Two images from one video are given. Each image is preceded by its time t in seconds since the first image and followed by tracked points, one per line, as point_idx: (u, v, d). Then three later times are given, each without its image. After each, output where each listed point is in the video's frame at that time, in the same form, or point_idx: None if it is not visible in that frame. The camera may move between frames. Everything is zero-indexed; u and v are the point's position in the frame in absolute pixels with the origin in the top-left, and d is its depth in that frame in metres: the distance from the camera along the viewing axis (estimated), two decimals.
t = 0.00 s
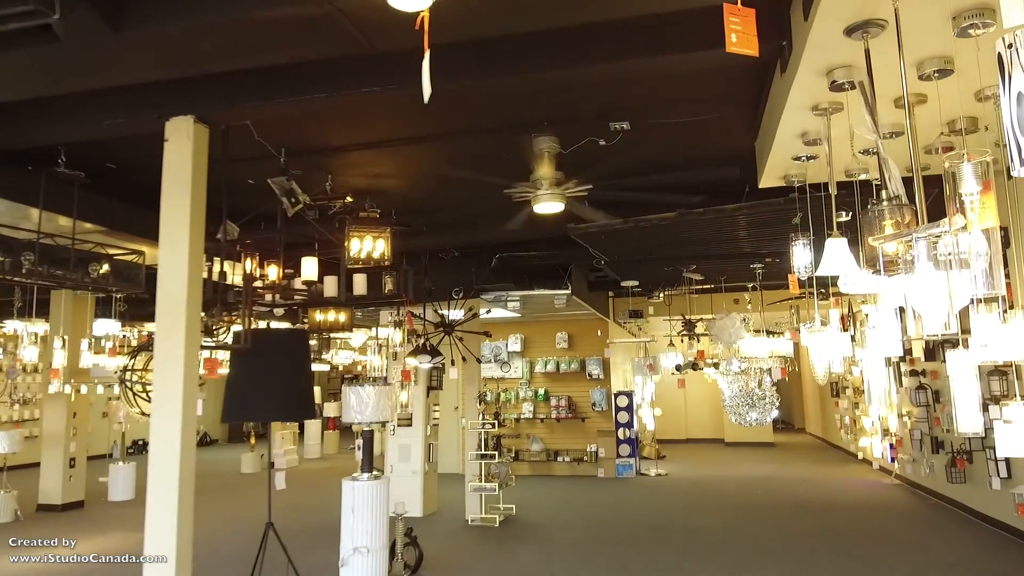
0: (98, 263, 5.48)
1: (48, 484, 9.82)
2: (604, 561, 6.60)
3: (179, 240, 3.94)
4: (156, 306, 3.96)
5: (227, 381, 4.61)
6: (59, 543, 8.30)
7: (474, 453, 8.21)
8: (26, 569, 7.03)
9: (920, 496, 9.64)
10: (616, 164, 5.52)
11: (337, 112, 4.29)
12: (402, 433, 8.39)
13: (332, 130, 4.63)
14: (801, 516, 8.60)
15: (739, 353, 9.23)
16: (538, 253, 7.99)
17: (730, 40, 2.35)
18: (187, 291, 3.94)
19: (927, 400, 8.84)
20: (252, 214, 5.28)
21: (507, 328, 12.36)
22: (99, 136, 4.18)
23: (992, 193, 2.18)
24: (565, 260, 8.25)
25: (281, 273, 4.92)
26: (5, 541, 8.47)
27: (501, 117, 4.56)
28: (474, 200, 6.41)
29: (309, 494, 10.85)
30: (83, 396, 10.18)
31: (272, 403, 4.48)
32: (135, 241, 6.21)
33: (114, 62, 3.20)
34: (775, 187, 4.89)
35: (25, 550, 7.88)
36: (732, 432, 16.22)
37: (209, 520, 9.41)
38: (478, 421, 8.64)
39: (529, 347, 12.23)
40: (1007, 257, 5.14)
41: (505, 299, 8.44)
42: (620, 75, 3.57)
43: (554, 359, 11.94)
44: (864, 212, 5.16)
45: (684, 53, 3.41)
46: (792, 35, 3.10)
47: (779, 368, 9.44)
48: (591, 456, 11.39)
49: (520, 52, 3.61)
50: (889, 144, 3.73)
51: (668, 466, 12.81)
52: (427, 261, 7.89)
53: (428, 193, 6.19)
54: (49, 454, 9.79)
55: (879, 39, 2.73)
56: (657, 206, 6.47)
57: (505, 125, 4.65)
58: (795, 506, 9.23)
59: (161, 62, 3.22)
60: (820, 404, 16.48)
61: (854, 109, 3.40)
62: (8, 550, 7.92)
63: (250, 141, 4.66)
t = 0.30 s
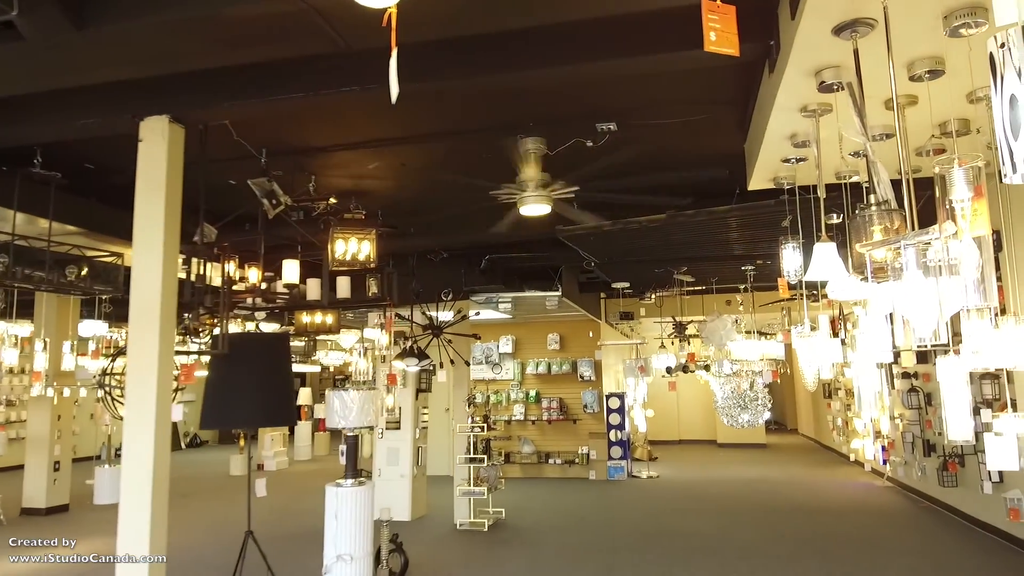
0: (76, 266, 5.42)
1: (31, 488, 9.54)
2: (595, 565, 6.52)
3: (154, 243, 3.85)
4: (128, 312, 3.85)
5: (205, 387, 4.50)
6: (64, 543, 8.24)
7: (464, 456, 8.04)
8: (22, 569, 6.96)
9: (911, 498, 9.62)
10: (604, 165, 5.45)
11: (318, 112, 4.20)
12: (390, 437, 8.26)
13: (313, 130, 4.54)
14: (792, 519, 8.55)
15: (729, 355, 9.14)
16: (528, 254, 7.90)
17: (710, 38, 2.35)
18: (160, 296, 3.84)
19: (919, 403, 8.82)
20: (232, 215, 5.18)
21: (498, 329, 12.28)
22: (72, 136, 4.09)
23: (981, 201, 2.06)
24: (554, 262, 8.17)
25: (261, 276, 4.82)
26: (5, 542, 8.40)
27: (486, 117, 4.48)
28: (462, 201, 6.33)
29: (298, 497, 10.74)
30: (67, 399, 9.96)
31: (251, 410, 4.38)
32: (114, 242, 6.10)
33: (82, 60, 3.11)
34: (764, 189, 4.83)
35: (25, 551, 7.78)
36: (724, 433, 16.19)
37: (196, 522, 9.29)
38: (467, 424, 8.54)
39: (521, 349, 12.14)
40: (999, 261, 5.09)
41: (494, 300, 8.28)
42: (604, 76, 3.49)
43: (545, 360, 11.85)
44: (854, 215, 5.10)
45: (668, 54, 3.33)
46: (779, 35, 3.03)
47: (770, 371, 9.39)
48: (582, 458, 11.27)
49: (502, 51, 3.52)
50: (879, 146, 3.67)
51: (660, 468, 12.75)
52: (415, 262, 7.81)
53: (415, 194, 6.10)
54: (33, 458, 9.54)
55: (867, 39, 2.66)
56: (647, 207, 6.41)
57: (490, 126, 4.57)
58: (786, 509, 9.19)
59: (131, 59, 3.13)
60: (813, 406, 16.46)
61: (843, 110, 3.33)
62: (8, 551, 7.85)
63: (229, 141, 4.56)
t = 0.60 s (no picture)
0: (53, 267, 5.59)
1: (14, 491, 9.24)
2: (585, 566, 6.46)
3: (128, 244, 3.76)
4: (102, 315, 3.77)
5: (184, 392, 4.42)
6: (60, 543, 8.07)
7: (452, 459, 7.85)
8: (24, 568, 6.80)
9: (901, 501, 9.61)
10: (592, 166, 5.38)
11: (297, 111, 4.12)
12: (378, 439, 8.13)
13: (295, 129, 4.47)
14: (783, 522, 8.52)
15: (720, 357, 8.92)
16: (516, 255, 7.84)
17: (682, 34, 2.39)
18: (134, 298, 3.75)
19: (909, 405, 8.86)
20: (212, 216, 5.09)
21: (488, 330, 12.21)
22: (45, 135, 4.02)
23: (964, 203, 2.05)
24: (543, 263, 8.10)
25: (241, 277, 4.75)
26: (6, 542, 8.14)
27: (469, 117, 4.42)
28: (448, 202, 6.27)
29: (287, 499, 10.64)
30: (51, 401, 9.72)
31: (230, 414, 4.30)
32: (94, 242, 6.01)
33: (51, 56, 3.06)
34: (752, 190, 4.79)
35: (25, 551, 7.47)
36: (716, 434, 16.16)
37: (182, 524, 9.17)
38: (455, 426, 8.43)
39: (512, 350, 12.07)
40: (986, 264, 5.07)
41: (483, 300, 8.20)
42: (585, 76, 3.43)
43: (536, 362, 11.76)
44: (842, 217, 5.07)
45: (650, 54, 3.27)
46: (764, 34, 2.98)
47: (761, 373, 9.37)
48: (573, 460, 11.17)
49: (483, 50, 3.45)
50: (866, 148, 3.62)
51: (651, 470, 12.68)
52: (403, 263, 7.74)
53: (401, 195, 6.02)
54: (16, 460, 9.19)
55: (853, 36, 2.59)
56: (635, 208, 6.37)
57: (474, 125, 4.51)
58: (777, 511, 9.17)
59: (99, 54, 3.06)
60: (804, 408, 16.46)
61: (829, 111, 3.28)
62: (9, 551, 7.55)
63: (209, 139, 4.49)
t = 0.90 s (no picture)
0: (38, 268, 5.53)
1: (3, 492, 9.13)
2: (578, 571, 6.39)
3: (107, 248, 3.69)
4: (81, 319, 3.69)
5: (168, 397, 4.34)
6: (60, 544, 8.04)
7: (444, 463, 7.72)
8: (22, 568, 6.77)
9: (898, 504, 9.56)
10: (584, 167, 5.32)
11: (283, 111, 4.05)
12: (370, 442, 8.01)
13: (281, 129, 4.40)
14: (778, 525, 8.47)
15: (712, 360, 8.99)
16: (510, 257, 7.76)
17: (664, 34, 2.36)
18: (115, 302, 3.68)
19: (906, 408, 8.84)
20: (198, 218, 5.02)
21: (483, 332, 12.12)
22: (24, 134, 3.96)
23: (957, 212, 1.90)
24: (537, 266, 8.03)
25: (227, 281, 4.68)
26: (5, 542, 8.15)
27: (458, 118, 4.35)
28: (439, 204, 6.21)
29: (280, 501, 10.56)
30: (40, 403, 9.59)
31: (215, 420, 4.23)
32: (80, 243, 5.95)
33: (25, 53, 3.01)
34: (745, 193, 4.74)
35: (24, 551, 7.42)
36: (712, 436, 16.12)
37: (174, 526, 9.09)
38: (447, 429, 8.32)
39: (506, 351, 11.94)
40: (983, 268, 5.02)
41: (477, 302, 8.11)
42: (572, 77, 3.37)
43: (531, 364, 11.67)
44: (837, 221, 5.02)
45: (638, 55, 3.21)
46: (755, 35, 2.92)
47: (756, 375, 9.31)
48: (569, 462, 11.13)
49: (467, 49, 3.38)
50: (860, 151, 3.57)
51: (647, 472, 12.60)
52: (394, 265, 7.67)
53: (391, 196, 5.94)
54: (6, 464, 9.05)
55: (845, 37, 2.53)
56: (627, 210, 6.33)
57: (464, 126, 4.45)
58: (773, 514, 9.13)
59: (74, 51, 3.00)
60: (801, 410, 16.38)
61: (822, 113, 3.23)
62: (8, 551, 7.53)
63: (194, 140, 4.42)
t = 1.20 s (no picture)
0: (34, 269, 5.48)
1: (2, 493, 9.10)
2: (579, 572, 6.35)
3: (103, 248, 3.65)
4: (77, 320, 3.65)
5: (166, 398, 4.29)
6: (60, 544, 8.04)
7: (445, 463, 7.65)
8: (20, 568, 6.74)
9: (901, 506, 9.50)
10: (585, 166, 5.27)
11: (280, 110, 4.01)
12: (370, 443, 7.96)
13: (279, 128, 4.36)
14: (780, 526, 8.42)
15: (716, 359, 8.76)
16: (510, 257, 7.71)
17: (668, 29, 2.30)
18: (111, 303, 3.63)
19: (909, 408, 8.79)
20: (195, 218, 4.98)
21: (484, 332, 12.06)
22: (19, 134, 3.94)
23: (972, 211, 1.92)
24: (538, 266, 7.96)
25: (224, 281, 4.64)
26: (5, 542, 8.16)
27: (457, 117, 4.31)
28: (440, 204, 6.16)
29: (280, 501, 10.52)
30: (39, 404, 9.55)
31: (212, 422, 4.18)
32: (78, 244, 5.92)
33: (15, 51, 2.99)
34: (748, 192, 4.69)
35: (24, 550, 7.41)
36: (714, 436, 16.08)
37: (173, 527, 9.06)
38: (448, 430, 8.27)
39: (507, 351, 11.90)
40: (989, 268, 4.96)
41: (477, 303, 8.06)
42: (571, 76, 3.33)
43: (531, 364, 11.59)
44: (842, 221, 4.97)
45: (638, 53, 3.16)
46: (758, 33, 2.88)
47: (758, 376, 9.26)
48: (570, 462, 11.06)
49: (466, 47, 3.34)
50: (866, 150, 3.52)
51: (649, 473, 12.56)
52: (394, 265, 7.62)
53: (391, 196, 5.89)
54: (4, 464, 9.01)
55: (851, 34, 2.48)
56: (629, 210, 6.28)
57: (464, 125, 4.41)
58: (775, 515, 9.08)
59: (65, 49, 2.97)
60: (803, 410, 16.32)
61: (826, 111, 3.18)
62: (8, 551, 7.53)
63: (191, 139, 4.38)
